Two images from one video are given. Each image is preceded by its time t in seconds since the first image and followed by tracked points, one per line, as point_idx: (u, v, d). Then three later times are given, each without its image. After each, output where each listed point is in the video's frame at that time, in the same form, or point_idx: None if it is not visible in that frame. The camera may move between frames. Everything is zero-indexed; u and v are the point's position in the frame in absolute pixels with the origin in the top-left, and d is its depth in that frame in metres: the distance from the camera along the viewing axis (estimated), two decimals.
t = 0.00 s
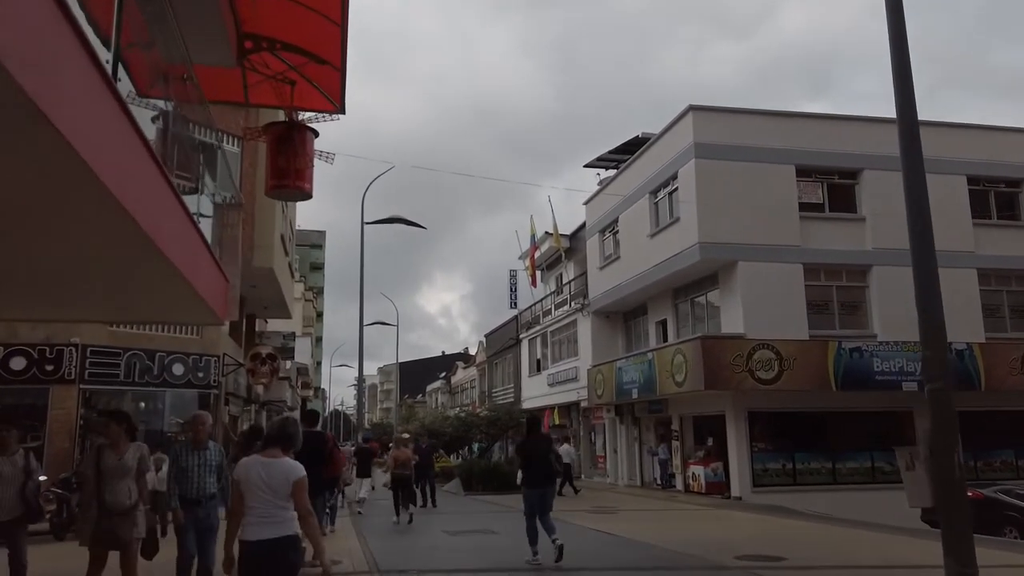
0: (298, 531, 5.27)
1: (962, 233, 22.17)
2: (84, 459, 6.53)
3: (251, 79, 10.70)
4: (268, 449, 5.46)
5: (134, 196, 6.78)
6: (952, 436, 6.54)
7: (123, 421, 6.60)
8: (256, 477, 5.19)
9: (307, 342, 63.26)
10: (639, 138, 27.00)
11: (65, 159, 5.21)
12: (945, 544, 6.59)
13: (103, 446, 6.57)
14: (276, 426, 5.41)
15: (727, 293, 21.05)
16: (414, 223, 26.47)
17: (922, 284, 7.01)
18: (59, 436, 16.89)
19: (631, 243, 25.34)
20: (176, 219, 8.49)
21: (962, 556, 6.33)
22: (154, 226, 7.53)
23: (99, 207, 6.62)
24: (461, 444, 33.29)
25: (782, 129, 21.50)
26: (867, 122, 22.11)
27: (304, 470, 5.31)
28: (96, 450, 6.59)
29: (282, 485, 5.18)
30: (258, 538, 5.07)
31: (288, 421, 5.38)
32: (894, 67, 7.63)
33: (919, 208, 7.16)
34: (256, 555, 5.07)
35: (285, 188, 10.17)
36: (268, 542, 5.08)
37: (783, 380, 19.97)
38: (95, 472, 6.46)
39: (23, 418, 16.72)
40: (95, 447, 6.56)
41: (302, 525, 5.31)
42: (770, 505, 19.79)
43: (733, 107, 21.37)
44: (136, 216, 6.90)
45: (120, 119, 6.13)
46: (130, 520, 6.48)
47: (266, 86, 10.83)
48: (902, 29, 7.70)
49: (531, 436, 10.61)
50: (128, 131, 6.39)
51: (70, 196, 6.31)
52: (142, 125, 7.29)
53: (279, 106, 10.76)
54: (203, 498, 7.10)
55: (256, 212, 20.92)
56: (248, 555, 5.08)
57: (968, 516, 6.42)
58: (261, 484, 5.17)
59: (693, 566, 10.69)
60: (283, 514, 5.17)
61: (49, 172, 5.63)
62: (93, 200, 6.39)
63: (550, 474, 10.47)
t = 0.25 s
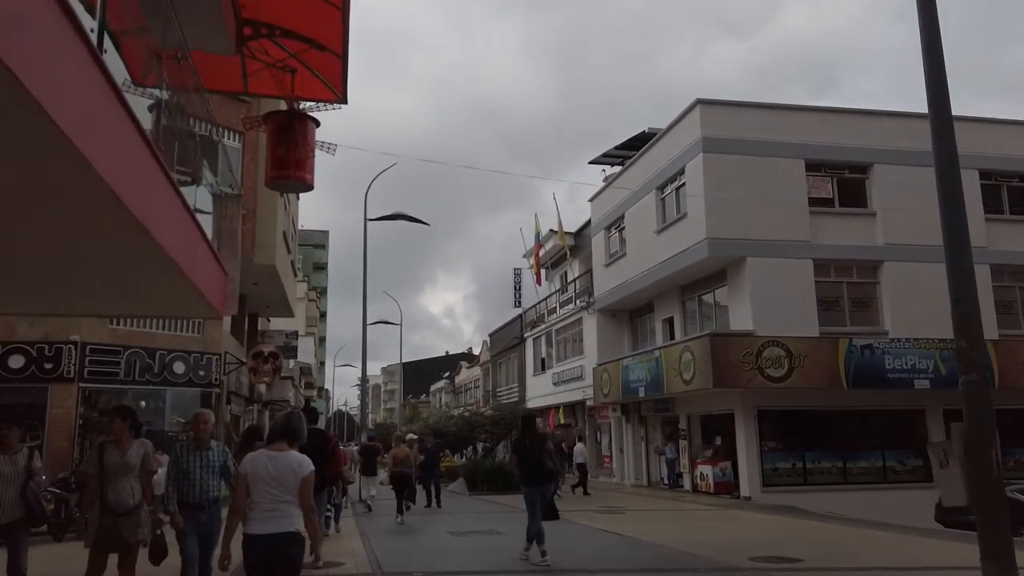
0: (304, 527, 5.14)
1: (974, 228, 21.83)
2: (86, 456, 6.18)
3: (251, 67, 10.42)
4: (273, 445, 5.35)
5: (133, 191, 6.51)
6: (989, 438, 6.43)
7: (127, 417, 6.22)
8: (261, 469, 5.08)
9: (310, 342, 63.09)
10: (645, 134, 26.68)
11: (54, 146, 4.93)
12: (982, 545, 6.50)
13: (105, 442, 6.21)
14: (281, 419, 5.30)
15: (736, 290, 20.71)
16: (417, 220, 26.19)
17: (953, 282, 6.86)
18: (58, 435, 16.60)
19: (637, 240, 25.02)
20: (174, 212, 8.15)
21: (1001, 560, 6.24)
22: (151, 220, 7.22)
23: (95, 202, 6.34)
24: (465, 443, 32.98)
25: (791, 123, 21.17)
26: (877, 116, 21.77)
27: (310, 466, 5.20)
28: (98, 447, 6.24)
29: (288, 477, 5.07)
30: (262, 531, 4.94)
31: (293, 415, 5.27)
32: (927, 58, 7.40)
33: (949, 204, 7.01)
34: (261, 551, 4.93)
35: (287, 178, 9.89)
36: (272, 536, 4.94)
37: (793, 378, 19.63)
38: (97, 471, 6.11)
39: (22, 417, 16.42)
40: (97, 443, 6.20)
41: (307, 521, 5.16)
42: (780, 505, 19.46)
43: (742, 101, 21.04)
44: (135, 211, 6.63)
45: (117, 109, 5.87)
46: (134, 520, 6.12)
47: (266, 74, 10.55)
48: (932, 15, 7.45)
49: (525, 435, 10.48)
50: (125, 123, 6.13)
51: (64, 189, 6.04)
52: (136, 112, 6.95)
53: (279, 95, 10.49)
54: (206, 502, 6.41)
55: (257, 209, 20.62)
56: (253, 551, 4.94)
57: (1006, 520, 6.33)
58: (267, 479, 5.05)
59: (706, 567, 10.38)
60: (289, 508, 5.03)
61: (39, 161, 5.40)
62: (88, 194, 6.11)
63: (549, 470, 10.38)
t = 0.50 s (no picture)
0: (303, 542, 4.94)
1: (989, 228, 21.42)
2: (77, 466, 5.71)
3: (249, 60, 10.03)
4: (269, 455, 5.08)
5: (116, 181, 6.18)
6: None
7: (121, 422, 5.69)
8: (264, 484, 4.83)
9: (314, 345, 62.85)
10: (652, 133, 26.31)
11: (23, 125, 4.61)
12: None
13: (96, 448, 5.74)
14: (276, 428, 5.01)
15: (746, 291, 20.30)
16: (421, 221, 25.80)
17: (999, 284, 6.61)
18: (54, 440, 16.27)
19: (644, 240, 24.63)
20: (166, 209, 7.75)
21: None
22: (139, 213, 6.85)
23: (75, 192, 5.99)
24: (470, 447, 32.61)
25: (802, 121, 20.77)
26: (889, 113, 21.36)
27: (312, 479, 4.98)
28: (87, 454, 5.77)
29: (291, 492, 4.85)
30: (264, 548, 4.71)
31: (289, 422, 4.98)
32: (967, 59, 7.09)
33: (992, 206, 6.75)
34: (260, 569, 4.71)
35: (285, 174, 9.52)
36: (274, 553, 4.72)
37: (805, 381, 19.21)
38: (87, 481, 5.68)
39: (18, 422, 16.09)
40: (87, 449, 5.75)
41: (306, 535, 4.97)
42: (792, 511, 19.06)
43: (751, 98, 20.65)
44: (119, 203, 6.29)
45: (97, 91, 5.57)
46: (130, 532, 5.75)
47: (265, 68, 10.17)
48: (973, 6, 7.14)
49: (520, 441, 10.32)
50: (107, 107, 5.82)
51: (41, 176, 5.71)
52: (123, 103, 6.53)
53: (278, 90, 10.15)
54: (199, 514, 5.60)
55: (258, 210, 20.26)
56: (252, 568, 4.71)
57: None
58: (271, 494, 4.81)
59: None
60: (291, 523, 4.83)
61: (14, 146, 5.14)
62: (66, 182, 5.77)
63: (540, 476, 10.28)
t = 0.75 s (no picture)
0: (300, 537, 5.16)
1: (1001, 227, 21.06)
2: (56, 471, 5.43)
3: (247, 52, 9.78)
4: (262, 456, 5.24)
5: (107, 179, 5.91)
6: None
7: (104, 426, 5.42)
8: (263, 483, 4.99)
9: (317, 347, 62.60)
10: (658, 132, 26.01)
11: (5, 118, 4.32)
12: None
13: (79, 453, 5.54)
14: (268, 428, 5.17)
15: (754, 291, 19.98)
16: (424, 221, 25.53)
17: None
18: (52, 442, 16.03)
19: (650, 240, 24.32)
20: (159, 206, 7.47)
21: None
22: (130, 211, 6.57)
23: (62, 188, 5.72)
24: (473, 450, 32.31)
25: (810, 119, 20.46)
26: (898, 110, 21.03)
27: (309, 476, 5.17)
28: (71, 459, 5.58)
29: (290, 490, 5.04)
30: (266, 544, 4.92)
31: (282, 420, 5.16)
32: (1002, 56, 6.79)
33: None
34: (261, 563, 4.92)
35: (284, 170, 9.26)
36: (276, 550, 4.93)
37: (814, 383, 18.87)
38: (70, 489, 5.48)
39: (15, 424, 15.87)
40: (71, 455, 5.56)
41: (301, 531, 5.19)
42: (801, 514, 18.71)
43: (759, 96, 20.35)
44: (110, 201, 6.02)
45: (86, 85, 5.29)
46: (116, 545, 5.44)
47: (264, 60, 9.92)
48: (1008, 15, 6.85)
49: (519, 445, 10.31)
50: (97, 102, 5.54)
51: (26, 172, 5.44)
52: (112, 93, 6.20)
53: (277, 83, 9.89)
54: (185, 523, 5.25)
55: (260, 210, 20.00)
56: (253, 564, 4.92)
57: None
58: (269, 492, 4.99)
59: None
60: (289, 520, 5.03)
61: None
62: (53, 178, 5.50)
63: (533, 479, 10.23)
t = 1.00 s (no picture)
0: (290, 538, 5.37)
1: (1010, 226, 20.74)
2: (24, 476, 5.17)
3: (242, 41, 9.50)
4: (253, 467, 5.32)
5: (94, 173, 5.62)
6: None
7: (81, 427, 5.15)
8: (266, 490, 5.14)
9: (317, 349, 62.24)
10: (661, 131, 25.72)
11: None
12: None
13: (50, 454, 5.21)
14: (259, 435, 5.23)
15: (760, 291, 19.66)
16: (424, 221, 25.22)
17: None
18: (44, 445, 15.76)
19: (653, 240, 24.02)
20: (146, 200, 7.14)
21: None
22: (117, 204, 6.29)
23: (43, 182, 5.40)
24: (474, 453, 31.99)
25: (816, 116, 20.16)
26: (905, 107, 20.71)
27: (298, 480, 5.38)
28: (40, 460, 5.24)
29: (289, 497, 5.23)
30: (269, 549, 5.10)
31: (275, 427, 5.24)
32: None
33: None
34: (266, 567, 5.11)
35: (278, 162, 8.93)
36: (278, 553, 5.14)
37: (821, 384, 18.55)
38: (37, 492, 5.11)
39: (7, 426, 15.61)
40: (40, 455, 5.21)
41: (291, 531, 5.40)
42: (808, 518, 18.39)
43: (764, 92, 20.05)
44: (96, 197, 5.71)
45: (68, 76, 4.96)
46: (86, 555, 5.13)
47: (259, 50, 9.63)
48: None
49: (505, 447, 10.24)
50: (81, 94, 5.21)
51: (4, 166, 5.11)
52: (98, 83, 5.86)
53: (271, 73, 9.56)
54: (160, 537, 4.97)
55: (258, 209, 19.66)
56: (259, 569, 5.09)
57: None
58: (270, 500, 5.16)
59: None
60: (285, 524, 5.22)
61: None
62: (33, 173, 5.16)
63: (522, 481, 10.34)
